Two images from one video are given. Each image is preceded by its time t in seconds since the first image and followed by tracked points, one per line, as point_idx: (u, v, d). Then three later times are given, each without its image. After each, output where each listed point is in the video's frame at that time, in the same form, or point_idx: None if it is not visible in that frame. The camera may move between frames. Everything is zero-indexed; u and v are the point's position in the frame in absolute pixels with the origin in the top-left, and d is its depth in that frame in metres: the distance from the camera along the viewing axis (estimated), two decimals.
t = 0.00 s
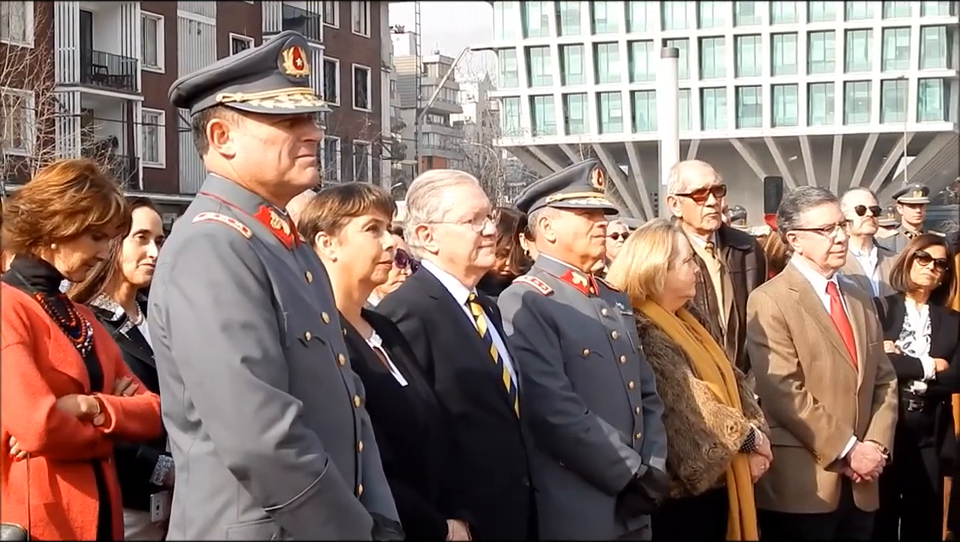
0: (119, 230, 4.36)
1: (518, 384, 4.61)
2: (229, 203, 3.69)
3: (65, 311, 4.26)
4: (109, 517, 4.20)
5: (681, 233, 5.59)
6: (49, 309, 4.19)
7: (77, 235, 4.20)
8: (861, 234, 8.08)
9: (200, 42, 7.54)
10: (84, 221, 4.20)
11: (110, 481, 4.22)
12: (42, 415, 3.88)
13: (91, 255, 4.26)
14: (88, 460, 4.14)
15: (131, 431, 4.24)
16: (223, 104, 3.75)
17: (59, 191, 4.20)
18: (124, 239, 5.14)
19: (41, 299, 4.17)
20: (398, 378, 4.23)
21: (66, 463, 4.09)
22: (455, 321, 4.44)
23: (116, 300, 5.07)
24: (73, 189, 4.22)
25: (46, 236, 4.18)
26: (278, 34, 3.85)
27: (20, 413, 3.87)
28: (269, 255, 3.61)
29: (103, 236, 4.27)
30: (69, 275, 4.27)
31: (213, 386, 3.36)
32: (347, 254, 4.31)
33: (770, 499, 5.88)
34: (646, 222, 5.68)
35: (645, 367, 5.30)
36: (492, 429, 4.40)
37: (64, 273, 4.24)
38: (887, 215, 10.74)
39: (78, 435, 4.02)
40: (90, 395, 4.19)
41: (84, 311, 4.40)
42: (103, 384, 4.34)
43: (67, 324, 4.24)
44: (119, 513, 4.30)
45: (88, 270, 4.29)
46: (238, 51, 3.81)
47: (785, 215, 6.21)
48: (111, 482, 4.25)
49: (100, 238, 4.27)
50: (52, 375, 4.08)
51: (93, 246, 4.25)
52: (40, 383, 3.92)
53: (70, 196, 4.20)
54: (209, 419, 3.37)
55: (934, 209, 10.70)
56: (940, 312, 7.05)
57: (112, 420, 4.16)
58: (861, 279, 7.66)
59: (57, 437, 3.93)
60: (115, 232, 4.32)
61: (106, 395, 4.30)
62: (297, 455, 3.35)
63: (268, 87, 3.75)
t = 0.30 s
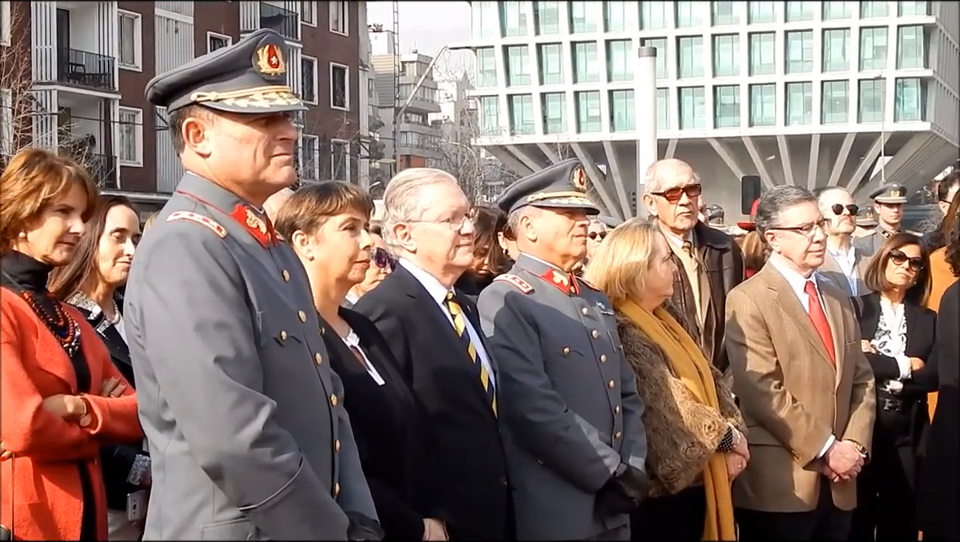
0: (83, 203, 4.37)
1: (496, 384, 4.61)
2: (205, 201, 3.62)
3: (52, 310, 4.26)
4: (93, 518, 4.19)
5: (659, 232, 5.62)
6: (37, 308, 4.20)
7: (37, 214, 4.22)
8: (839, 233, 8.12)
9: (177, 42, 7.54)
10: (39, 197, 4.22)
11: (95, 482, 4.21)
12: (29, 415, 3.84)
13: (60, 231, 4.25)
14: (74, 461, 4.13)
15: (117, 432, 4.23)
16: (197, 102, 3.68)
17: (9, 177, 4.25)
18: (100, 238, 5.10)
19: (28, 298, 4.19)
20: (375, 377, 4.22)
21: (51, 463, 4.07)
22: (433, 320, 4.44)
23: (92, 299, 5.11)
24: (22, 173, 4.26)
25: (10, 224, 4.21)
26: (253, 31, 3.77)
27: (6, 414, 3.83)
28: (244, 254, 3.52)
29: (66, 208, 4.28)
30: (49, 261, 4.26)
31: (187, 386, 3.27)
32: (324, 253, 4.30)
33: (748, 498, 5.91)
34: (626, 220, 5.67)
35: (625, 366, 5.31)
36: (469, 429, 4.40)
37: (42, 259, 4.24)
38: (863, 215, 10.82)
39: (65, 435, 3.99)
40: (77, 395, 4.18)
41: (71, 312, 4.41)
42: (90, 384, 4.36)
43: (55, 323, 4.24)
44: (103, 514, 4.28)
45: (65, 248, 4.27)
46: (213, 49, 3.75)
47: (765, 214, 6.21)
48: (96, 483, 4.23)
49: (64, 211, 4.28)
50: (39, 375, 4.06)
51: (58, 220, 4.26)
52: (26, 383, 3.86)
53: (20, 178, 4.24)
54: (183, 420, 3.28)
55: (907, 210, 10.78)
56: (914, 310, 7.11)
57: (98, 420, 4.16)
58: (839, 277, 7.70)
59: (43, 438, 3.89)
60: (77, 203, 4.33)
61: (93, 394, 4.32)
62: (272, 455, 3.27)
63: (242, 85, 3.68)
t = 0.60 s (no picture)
0: (61, 198, 4.37)
1: (474, 382, 4.62)
2: (184, 200, 3.61)
3: (39, 307, 4.25)
4: (80, 516, 4.14)
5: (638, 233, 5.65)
6: (23, 304, 4.17)
7: (14, 208, 4.21)
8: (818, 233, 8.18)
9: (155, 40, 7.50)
10: (16, 191, 4.22)
11: (82, 481, 4.18)
12: (17, 412, 3.83)
13: (39, 225, 4.24)
14: (62, 459, 4.10)
15: (104, 430, 4.22)
16: (174, 99, 3.67)
17: None
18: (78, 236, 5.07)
19: (14, 295, 4.16)
20: (353, 375, 4.22)
21: (38, 461, 4.02)
22: (412, 318, 4.45)
23: (70, 297, 5.10)
24: None
25: None
26: (232, 29, 3.76)
27: None
28: (224, 253, 3.52)
29: (43, 202, 4.28)
30: (30, 256, 4.26)
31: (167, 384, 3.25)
32: (303, 251, 4.29)
33: (729, 496, 5.92)
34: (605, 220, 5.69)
35: (605, 366, 5.33)
36: (447, 428, 4.41)
37: (24, 253, 4.23)
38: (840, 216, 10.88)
39: (53, 433, 3.97)
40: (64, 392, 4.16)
41: (56, 310, 4.41)
42: (76, 382, 4.35)
43: (41, 320, 4.23)
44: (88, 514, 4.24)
45: (46, 242, 4.27)
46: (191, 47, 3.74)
47: (746, 214, 6.25)
48: (83, 482, 4.20)
49: (42, 206, 4.28)
50: (26, 372, 4.04)
51: (37, 214, 4.25)
52: (14, 381, 3.86)
53: None
54: (164, 418, 3.27)
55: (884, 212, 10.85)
56: (889, 310, 7.17)
57: (85, 418, 4.14)
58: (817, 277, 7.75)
59: (31, 435, 3.87)
60: (55, 198, 4.33)
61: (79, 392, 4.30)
62: (255, 453, 3.27)
63: (219, 82, 3.67)
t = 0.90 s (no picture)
0: (44, 191, 4.39)
1: (454, 378, 4.65)
2: (167, 196, 3.58)
3: (23, 302, 4.23)
4: (61, 515, 4.10)
5: (616, 228, 5.69)
6: (7, 300, 4.15)
7: None
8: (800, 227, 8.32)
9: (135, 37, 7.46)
10: None
11: (63, 477, 4.15)
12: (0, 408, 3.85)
13: (21, 220, 4.27)
14: (44, 455, 4.07)
15: (87, 426, 4.22)
16: (157, 94, 3.67)
17: None
18: (58, 232, 5.03)
19: None
20: (333, 371, 4.23)
21: (22, 458, 4.00)
22: (392, 315, 4.45)
23: (51, 293, 5.08)
24: None
25: None
26: (213, 25, 3.78)
27: None
28: (209, 249, 3.52)
29: (25, 196, 4.30)
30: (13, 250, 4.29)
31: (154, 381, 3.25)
32: (284, 247, 4.30)
33: (715, 491, 5.95)
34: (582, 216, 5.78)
35: (586, 361, 5.36)
36: (429, 424, 4.44)
37: (6, 247, 4.25)
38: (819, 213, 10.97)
39: (36, 430, 3.98)
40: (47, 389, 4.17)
41: (39, 303, 4.42)
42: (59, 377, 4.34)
43: (25, 316, 4.21)
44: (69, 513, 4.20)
45: (28, 237, 4.30)
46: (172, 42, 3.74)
47: (732, 208, 6.29)
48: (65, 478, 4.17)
49: (25, 200, 4.30)
50: (9, 368, 4.04)
51: (19, 209, 4.28)
52: None
53: None
54: (151, 415, 3.26)
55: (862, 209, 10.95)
56: (866, 305, 7.24)
57: (68, 415, 4.14)
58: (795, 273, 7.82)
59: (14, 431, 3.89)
60: (38, 192, 4.35)
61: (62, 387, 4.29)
62: (242, 450, 3.27)
63: (201, 77, 3.67)
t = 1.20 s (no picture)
0: (24, 191, 4.35)
1: (442, 375, 4.66)
2: (157, 194, 3.58)
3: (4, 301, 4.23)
4: (40, 515, 4.06)
5: (593, 225, 5.75)
6: None
7: None
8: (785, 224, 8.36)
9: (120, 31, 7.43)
10: None
11: (44, 476, 4.13)
12: None
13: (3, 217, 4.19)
14: (24, 454, 4.06)
15: (67, 425, 4.23)
16: (148, 92, 3.65)
17: None
18: (44, 228, 5.02)
19: None
20: (320, 368, 4.23)
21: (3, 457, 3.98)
22: (379, 313, 4.46)
23: (40, 290, 5.04)
24: None
25: None
26: (205, 22, 3.77)
27: None
28: (200, 247, 3.52)
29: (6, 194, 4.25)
30: None
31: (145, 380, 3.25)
32: (270, 244, 4.30)
33: (707, 488, 5.98)
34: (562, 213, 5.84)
35: (572, 359, 5.38)
36: (416, 422, 4.45)
37: None
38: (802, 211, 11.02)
39: (17, 429, 3.98)
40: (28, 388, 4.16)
41: (23, 302, 4.40)
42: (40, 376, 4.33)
43: (7, 314, 4.22)
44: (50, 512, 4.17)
45: (10, 234, 4.21)
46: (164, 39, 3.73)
47: (721, 206, 6.30)
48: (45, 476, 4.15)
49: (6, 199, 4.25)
50: None
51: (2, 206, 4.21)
52: None
53: None
54: (143, 414, 3.26)
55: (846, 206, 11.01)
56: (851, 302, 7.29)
57: (49, 413, 4.14)
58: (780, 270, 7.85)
59: None
60: (18, 190, 4.30)
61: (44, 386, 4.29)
62: (234, 450, 3.27)
63: (193, 75, 3.66)
